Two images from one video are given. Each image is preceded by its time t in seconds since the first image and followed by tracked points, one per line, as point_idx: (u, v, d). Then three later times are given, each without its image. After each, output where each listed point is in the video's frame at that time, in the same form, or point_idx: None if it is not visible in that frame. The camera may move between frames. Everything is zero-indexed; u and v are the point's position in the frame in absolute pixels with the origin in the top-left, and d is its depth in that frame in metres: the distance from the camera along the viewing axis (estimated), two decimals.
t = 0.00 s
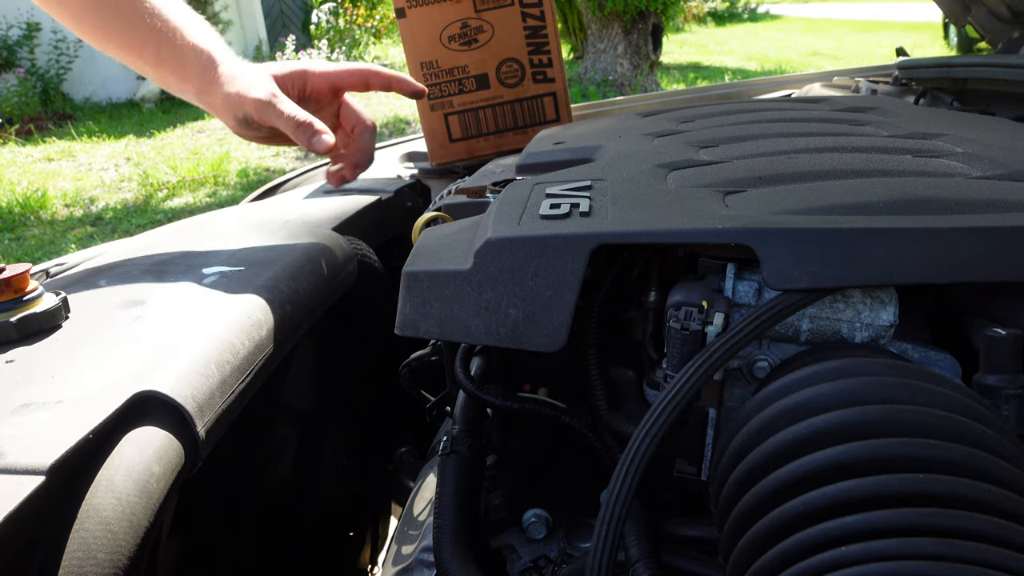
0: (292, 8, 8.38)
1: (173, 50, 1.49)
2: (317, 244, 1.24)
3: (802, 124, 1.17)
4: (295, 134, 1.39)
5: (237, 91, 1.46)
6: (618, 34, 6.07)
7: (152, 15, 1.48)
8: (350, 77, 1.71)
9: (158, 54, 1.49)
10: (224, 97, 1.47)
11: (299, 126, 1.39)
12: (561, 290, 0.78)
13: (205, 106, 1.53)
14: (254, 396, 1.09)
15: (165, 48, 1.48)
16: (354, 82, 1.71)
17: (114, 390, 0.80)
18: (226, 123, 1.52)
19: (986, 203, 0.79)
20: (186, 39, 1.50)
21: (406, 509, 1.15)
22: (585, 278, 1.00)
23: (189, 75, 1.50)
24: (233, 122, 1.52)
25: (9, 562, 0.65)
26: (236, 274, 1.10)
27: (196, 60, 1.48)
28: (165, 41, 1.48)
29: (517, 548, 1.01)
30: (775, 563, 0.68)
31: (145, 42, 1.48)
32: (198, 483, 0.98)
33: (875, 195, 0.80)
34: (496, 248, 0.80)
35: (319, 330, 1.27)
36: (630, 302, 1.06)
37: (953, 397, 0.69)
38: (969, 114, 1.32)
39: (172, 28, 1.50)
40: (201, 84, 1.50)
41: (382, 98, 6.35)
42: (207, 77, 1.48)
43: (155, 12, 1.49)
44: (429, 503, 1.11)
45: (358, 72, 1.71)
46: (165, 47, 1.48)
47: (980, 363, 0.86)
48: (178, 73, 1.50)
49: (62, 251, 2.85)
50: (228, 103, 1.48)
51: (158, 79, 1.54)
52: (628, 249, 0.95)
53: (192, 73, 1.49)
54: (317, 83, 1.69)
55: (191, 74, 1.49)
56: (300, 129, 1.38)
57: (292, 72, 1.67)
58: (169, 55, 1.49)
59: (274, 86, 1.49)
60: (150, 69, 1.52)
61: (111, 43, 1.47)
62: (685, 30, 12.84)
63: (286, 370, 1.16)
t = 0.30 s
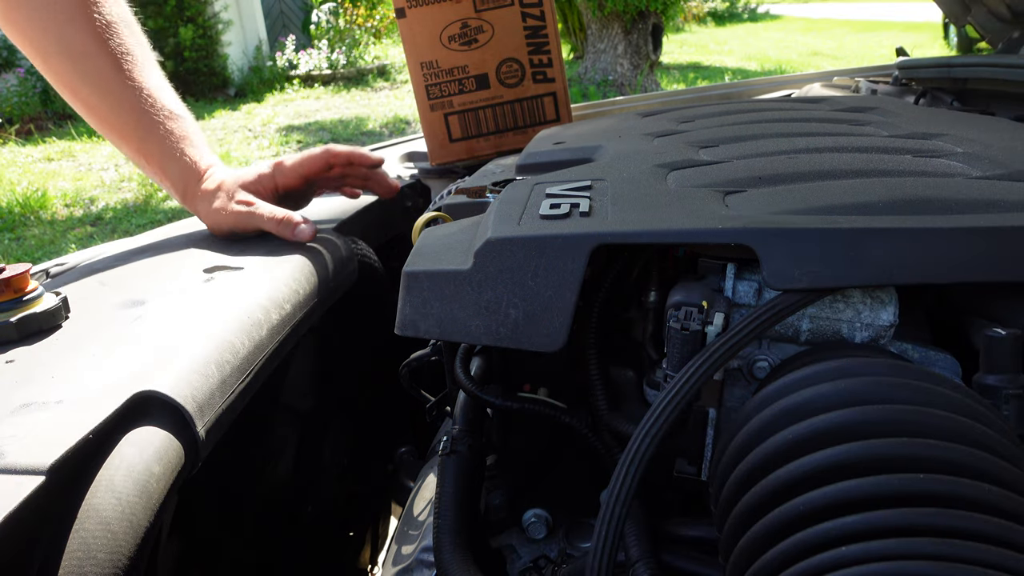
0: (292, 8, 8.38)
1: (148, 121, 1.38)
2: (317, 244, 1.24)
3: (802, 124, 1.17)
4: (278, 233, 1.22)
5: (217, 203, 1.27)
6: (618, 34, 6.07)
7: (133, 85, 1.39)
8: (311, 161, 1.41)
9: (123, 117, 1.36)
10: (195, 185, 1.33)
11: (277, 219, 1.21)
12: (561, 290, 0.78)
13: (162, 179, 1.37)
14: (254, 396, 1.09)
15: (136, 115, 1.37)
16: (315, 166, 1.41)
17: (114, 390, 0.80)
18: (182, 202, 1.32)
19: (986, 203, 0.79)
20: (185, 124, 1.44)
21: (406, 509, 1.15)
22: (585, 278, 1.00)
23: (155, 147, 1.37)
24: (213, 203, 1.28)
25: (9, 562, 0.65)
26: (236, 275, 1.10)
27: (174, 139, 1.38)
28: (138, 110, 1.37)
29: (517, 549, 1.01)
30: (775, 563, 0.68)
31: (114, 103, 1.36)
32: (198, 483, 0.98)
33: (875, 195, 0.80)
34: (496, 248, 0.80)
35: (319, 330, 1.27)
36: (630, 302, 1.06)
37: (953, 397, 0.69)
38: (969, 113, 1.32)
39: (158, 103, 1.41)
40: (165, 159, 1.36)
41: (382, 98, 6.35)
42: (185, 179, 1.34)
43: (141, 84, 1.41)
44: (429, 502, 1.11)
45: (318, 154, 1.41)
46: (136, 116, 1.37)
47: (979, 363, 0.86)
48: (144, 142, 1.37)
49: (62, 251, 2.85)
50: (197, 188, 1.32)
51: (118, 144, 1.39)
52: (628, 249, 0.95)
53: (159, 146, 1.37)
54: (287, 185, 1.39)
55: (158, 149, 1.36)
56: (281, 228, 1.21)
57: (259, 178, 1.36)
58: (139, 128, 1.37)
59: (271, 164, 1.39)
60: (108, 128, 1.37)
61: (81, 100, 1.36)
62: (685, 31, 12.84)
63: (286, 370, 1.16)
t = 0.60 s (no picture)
0: (292, 8, 8.38)
1: (159, 123, 1.38)
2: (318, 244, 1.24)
3: (802, 124, 1.17)
4: (273, 241, 1.20)
5: (217, 210, 1.25)
6: (618, 34, 6.07)
7: (148, 88, 1.39)
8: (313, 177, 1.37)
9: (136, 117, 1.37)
10: (201, 190, 1.33)
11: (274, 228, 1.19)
12: (560, 290, 0.78)
13: (168, 182, 1.37)
14: (254, 396, 1.09)
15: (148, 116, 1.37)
16: (317, 183, 1.36)
17: (114, 390, 0.80)
18: (188, 206, 1.32)
19: (986, 203, 0.79)
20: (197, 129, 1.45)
21: (406, 509, 1.15)
22: (585, 278, 1.00)
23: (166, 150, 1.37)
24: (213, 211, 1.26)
25: (9, 562, 0.65)
26: (237, 275, 1.10)
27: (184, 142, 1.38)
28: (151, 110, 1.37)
29: (517, 549, 1.01)
30: (774, 563, 0.68)
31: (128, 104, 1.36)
32: (198, 483, 0.98)
33: (874, 195, 0.80)
34: (496, 248, 0.80)
35: (319, 330, 1.27)
36: (630, 302, 1.06)
37: (953, 397, 0.69)
38: (968, 113, 1.32)
39: (171, 107, 1.42)
40: (173, 161, 1.36)
41: (382, 98, 6.35)
42: (191, 183, 1.34)
43: (156, 88, 1.41)
44: (429, 502, 1.11)
45: (321, 171, 1.37)
46: (148, 117, 1.37)
47: (979, 363, 0.86)
48: (154, 143, 1.37)
49: (62, 251, 2.85)
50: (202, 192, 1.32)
51: (130, 145, 1.39)
52: (628, 249, 0.95)
53: (169, 148, 1.37)
54: (289, 199, 1.35)
55: (167, 151, 1.36)
56: (276, 236, 1.19)
57: (262, 188, 1.33)
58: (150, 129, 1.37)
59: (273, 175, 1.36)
60: (121, 128, 1.38)
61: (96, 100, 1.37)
62: (685, 30, 12.84)
63: (286, 370, 1.16)
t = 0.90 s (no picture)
0: (292, 8, 8.38)
1: (168, 120, 1.38)
2: (317, 244, 1.24)
3: (802, 124, 1.17)
4: (270, 237, 1.20)
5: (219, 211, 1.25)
6: (618, 34, 6.07)
7: (160, 84, 1.39)
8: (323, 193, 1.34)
9: (145, 113, 1.37)
10: (206, 189, 1.33)
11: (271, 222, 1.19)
12: (561, 291, 0.78)
13: (174, 178, 1.37)
14: (254, 396, 1.09)
15: (157, 112, 1.38)
16: (325, 200, 1.33)
17: (114, 390, 0.80)
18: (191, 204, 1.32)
19: (986, 203, 0.79)
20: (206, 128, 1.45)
21: (406, 509, 1.15)
22: (585, 278, 1.00)
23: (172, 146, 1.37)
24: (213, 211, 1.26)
25: (9, 562, 0.65)
26: (237, 275, 1.10)
27: (191, 142, 1.39)
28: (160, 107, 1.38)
29: (517, 548, 1.01)
30: (774, 564, 0.68)
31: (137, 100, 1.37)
32: (198, 483, 0.98)
33: (875, 195, 0.80)
34: (496, 248, 0.80)
35: (319, 330, 1.27)
36: (630, 302, 1.06)
37: (953, 397, 0.69)
38: (968, 113, 1.32)
39: (182, 105, 1.42)
40: (180, 159, 1.36)
41: (382, 98, 6.35)
42: (196, 181, 1.34)
43: (168, 84, 1.41)
44: (429, 503, 1.11)
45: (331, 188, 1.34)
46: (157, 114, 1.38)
47: (979, 362, 0.86)
48: (161, 137, 1.38)
49: (62, 251, 2.85)
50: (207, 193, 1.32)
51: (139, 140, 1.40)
52: (628, 249, 0.95)
53: (176, 147, 1.37)
54: (295, 210, 1.33)
55: (173, 150, 1.37)
56: (272, 232, 1.19)
57: (269, 195, 1.32)
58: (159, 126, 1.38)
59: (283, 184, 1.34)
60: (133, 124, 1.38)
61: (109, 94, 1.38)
62: (685, 30, 12.85)
63: (286, 370, 1.16)
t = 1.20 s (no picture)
0: (292, 8, 8.38)
1: (170, 120, 1.38)
2: (317, 245, 1.24)
3: (802, 124, 1.17)
4: (267, 239, 1.20)
5: (220, 213, 1.25)
6: (618, 34, 6.07)
7: (162, 83, 1.39)
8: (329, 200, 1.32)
9: (146, 113, 1.38)
10: (209, 192, 1.33)
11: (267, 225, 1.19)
12: (560, 291, 0.78)
13: (176, 179, 1.38)
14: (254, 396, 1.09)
15: (158, 112, 1.37)
16: (332, 209, 1.32)
17: (115, 390, 0.80)
18: (193, 206, 1.33)
19: (986, 203, 0.79)
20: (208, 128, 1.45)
21: (406, 509, 1.15)
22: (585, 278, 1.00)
23: (174, 146, 1.38)
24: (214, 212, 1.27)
25: (9, 562, 0.65)
26: (237, 275, 1.10)
27: (193, 143, 1.39)
28: (161, 107, 1.38)
29: (517, 548, 1.01)
30: (775, 564, 0.68)
31: (138, 99, 1.37)
32: (198, 483, 0.98)
33: (875, 195, 0.80)
34: (496, 248, 0.80)
35: (319, 330, 1.27)
36: (630, 302, 1.06)
37: (953, 397, 0.69)
38: (968, 114, 1.32)
39: (184, 105, 1.42)
40: (182, 160, 1.36)
41: (381, 98, 6.35)
42: (199, 184, 1.34)
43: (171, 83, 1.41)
44: (429, 503, 1.11)
45: (337, 198, 1.32)
46: (158, 113, 1.37)
47: (979, 363, 0.86)
48: (162, 136, 1.38)
49: (62, 251, 2.85)
50: (208, 196, 1.32)
51: (142, 140, 1.41)
52: (628, 249, 0.95)
53: (178, 148, 1.38)
54: (300, 215, 1.33)
55: (175, 151, 1.37)
56: (269, 235, 1.19)
57: (274, 200, 1.32)
58: (160, 126, 1.38)
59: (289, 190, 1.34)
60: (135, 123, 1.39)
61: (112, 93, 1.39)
62: (685, 30, 12.83)
63: (286, 370, 1.16)
